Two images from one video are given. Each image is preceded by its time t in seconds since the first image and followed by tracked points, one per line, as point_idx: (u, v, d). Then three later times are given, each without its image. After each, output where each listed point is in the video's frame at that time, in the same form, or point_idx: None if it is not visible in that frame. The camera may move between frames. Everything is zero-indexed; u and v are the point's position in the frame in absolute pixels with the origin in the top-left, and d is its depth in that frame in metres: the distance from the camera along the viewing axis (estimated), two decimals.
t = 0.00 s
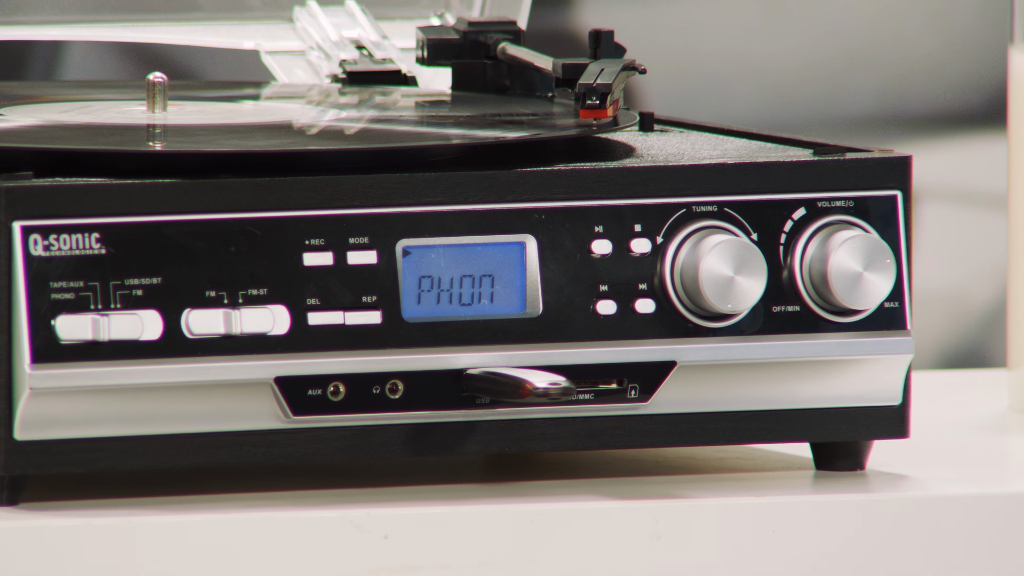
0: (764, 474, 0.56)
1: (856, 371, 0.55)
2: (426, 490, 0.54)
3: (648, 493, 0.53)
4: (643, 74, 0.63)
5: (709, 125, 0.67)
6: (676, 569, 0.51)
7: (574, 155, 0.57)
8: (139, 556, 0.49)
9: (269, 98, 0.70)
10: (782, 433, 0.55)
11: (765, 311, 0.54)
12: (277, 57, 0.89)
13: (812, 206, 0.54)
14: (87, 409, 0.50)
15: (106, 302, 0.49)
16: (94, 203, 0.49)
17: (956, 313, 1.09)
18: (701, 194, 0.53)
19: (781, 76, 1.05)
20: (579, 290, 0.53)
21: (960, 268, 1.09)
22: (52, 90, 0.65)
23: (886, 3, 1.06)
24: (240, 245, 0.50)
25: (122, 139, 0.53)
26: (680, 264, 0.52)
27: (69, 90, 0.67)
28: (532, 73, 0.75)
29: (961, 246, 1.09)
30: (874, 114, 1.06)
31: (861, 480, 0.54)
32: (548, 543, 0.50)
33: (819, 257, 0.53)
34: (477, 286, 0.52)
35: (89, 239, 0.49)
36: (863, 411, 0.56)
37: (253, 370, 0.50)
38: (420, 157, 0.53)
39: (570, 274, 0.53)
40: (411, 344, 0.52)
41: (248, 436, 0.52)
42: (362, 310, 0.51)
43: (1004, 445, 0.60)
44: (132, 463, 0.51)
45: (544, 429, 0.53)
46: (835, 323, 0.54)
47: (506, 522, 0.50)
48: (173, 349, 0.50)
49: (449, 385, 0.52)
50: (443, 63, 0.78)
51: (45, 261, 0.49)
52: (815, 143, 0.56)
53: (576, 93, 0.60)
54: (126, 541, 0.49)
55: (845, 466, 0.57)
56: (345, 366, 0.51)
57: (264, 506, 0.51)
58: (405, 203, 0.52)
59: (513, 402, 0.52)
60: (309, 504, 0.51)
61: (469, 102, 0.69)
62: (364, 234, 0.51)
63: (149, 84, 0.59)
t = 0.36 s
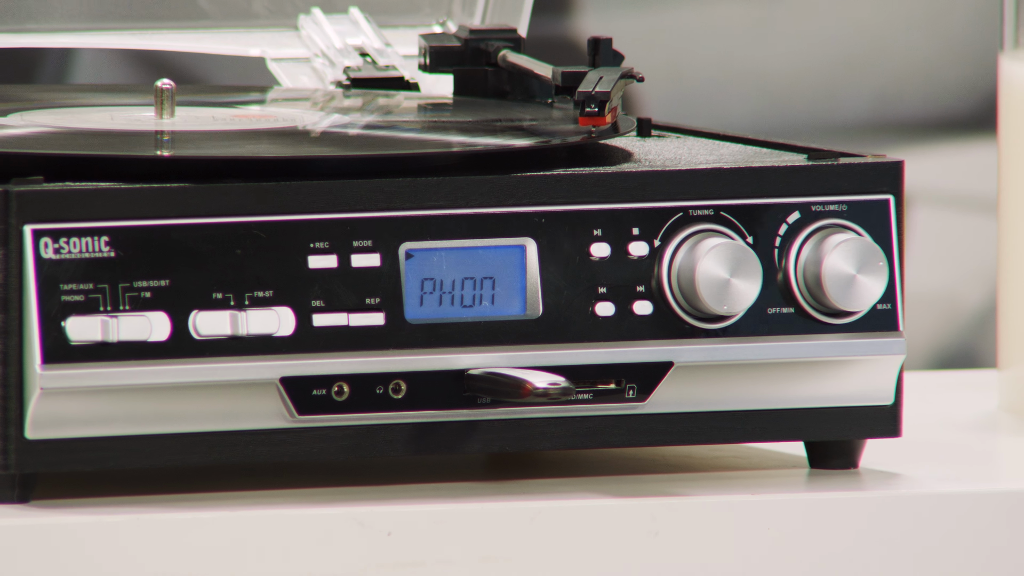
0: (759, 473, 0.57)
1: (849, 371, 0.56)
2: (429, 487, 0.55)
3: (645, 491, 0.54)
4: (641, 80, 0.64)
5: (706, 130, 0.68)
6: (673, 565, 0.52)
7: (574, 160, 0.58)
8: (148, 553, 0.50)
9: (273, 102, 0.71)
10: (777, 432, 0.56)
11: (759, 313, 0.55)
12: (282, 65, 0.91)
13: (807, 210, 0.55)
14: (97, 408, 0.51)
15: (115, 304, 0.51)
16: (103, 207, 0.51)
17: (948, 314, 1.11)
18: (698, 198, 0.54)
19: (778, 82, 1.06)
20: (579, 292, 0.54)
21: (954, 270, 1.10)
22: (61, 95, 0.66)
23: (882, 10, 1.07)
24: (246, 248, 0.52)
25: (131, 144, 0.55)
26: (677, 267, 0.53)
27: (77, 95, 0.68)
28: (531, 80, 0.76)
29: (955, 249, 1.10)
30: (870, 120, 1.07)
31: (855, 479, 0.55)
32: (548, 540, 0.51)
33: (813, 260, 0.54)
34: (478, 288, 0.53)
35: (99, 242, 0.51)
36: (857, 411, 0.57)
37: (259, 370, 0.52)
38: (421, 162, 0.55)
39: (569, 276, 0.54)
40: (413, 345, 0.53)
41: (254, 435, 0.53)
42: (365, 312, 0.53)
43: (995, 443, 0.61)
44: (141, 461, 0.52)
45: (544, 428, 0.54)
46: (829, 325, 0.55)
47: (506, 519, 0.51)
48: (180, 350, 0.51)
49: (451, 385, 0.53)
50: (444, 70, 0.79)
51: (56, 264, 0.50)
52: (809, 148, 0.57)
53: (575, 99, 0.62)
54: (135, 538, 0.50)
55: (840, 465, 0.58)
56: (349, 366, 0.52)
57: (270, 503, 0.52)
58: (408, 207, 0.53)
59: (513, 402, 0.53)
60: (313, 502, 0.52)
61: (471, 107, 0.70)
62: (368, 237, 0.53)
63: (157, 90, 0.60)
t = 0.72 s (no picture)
0: (755, 475, 0.59)
1: (843, 375, 0.57)
2: (431, 489, 0.56)
3: (642, 493, 0.55)
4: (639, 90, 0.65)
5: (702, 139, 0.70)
6: (670, 565, 0.53)
7: (573, 169, 0.59)
8: (156, 553, 0.51)
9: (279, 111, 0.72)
10: (771, 435, 0.57)
11: (755, 318, 0.56)
12: (287, 75, 0.92)
13: (801, 218, 0.56)
14: (107, 412, 0.53)
15: (125, 310, 0.52)
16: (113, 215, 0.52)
17: (943, 320, 1.12)
18: (694, 206, 0.56)
19: (775, 90, 1.08)
20: (578, 298, 0.55)
21: (949, 276, 1.11)
22: (71, 106, 0.67)
23: (878, 19, 1.08)
24: (253, 255, 0.53)
25: (140, 154, 0.56)
26: (674, 274, 0.55)
27: (85, 105, 0.69)
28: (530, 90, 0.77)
29: (950, 255, 1.11)
30: (867, 128, 1.09)
31: (848, 481, 0.57)
32: (548, 540, 0.52)
33: (808, 267, 0.55)
34: (480, 294, 0.55)
35: (108, 249, 0.52)
36: (850, 414, 0.58)
37: (265, 374, 0.53)
38: (423, 171, 0.56)
39: (568, 283, 0.55)
40: (416, 349, 0.54)
41: (260, 438, 0.54)
42: (368, 317, 0.54)
43: (987, 446, 0.63)
44: (149, 463, 0.53)
45: (544, 431, 0.56)
46: (822, 330, 0.56)
47: (506, 520, 0.52)
48: (188, 355, 0.52)
49: (453, 389, 0.55)
50: (447, 80, 0.80)
51: (66, 271, 0.51)
52: (803, 157, 0.59)
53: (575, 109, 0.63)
54: (143, 539, 0.51)
55: (833, 467, 0.59)
56: (353, 371, 0.54)
57: (276, 505, 0.53)
58: (410, 215, 0.54)
59: (514, 405, 0.55)
60: (317, 504, 0.53)
61: (473, 116, 0.71)
62: (371, 244, 0.54)
63: (165, 100, 0.61)
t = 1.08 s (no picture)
0: (750, 484, 0.60)
1: (835, 387, 0.59)
2: (433, 498, 0.57)
3: (639, 501, 0.56)
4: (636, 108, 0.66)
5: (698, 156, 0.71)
6: (666, 572, 0.54)
7: (572, 185, 0.61)
8: (165, 560, 0.52)
9: (285, 129, 0.74)
10: (766, 444, 0.59)
11: (749, 331, 0.57)
12: (293, 94, 0.93)
13: (794, 233, 0.58)
14: (117, 423, 0.54)
15: (134, 322, 0.53)
16: (123, 230, 0.53)
17: (935, 331, 1.13)
18: (690, 221, 0.57)
19: (771, 106, 1.09)
20: (576, 312, 0.57)
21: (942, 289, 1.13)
22: (82, 124, 0.69)
23: (871, 36, 1.10)
24: (259, 269, 0.54)
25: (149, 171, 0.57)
26: (671, 287, 0.56)
27: (96, 123, 0.71)
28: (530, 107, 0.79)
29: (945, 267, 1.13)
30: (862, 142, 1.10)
31: (840, 489, 0.58)
32: (548, 548, 0.54)
33: (801, 281, 0.56)
34: (480, 307, 0.56)
35: (118, 264, 0.53)
36: (843, 424, 0.59)
37: (271, 386, 0.54)
38: (425, 186, 0.57)
39: (567, 296, 0.56)
40: (418, 361, 0.56)
41: (266, 448, 0.55)
42: (372, 330, 0.55)
43: (976, 456, 0.64)
44: (159, 472, 0.55)
45: (543, 441, 0.57)
46: (815, 342, 0.58)
47: (507, 528, 0.54)
48: (196, 367, 0.54)
49: (454, 400, 0.56)
50: (448, 99, 0.81)
51: (77, 284, 0.53)
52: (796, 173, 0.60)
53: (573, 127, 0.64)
54: (153, 546, 0.52)
55: (826, 476, 0.61)
56: (357, 383, 0.55)
57: (283, 513, 0.55)
58: (413, 230, 0.55)
59: (514, 416, 0.56)
60: (322, 512, 0.55)
61: (474, 134, 0.72)
62: (375, 258, 0.55)
63: (174, 118, 0.62)
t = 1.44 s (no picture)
0: (745, 488, 0.61)
1: (828, 394, 0.60)
2: (436, 502, 0.59)
3: (637, 505, 0.58)
4: (634, 122, 0.68)
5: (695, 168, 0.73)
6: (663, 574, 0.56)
7: (572, 198, 0.62)
8: (175, 562, 0.54)
9: (292, 143, 0.75)
10: (760, 450, 0.60)
11: (744, 339, 0.59)
12: (300, 108, 0.94)
13: (788, 243, 0.59)
14: (128, 428, 0.55)
15: (145, 331, 0.55)
16: (134, 241, 0.55)
17: (927, 340, 1.15)
18: (686, 232, 0.58)
19: (768, 119, 1.11)
20: (576, 320, 0.58)
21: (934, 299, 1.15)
22: (93, 138, 0.70)
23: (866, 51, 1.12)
24: (267, 279, 0.56)
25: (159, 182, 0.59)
26: (668, 296, 0.58)
27: (107, 136, 0.72)
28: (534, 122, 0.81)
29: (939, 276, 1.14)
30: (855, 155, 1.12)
31: (832, 494, 0.59)
32: (548, 550, 0.55)
33: (795, 291, 0.58)
34: (482, 316, 0.57)
35: (130, 274, 0.55)
36: (836, 430, 0.61)
37: (279, 393, 0.56)
38: (429, 198, 0.59)
39: (567, 306, 0.58)
40: (422, 369, 0.57)
41: (274, 453, 0.57)
42: (377, 338, 0.57)
43: (967, 461, 0.65)
44: (169, 477, 0.56)
45: (543, 447, 0.58)
46: (808, 350, 0.59)
47: (508, 531, 0.55)
48: (205, 374, 0.55)
49: (456, 406, 0.57)
50: (451, 113, 0.83)
51: (89, 294, 0.54)
52: (790, 186, 0.61)
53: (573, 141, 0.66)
54: (164, 548, 0.54)
55: (819, 480, 0.62)
56: (362, 390, 0.56)
57: (290, 516, 0.56)
58: (417, 241, 0.57)
59: (515, 422, 0.57)
60: (328, 516, 0.56)
61: (476, 147, 0.74)
62: (380, 268, 0.57)
63: (184, 132, 0.64)
